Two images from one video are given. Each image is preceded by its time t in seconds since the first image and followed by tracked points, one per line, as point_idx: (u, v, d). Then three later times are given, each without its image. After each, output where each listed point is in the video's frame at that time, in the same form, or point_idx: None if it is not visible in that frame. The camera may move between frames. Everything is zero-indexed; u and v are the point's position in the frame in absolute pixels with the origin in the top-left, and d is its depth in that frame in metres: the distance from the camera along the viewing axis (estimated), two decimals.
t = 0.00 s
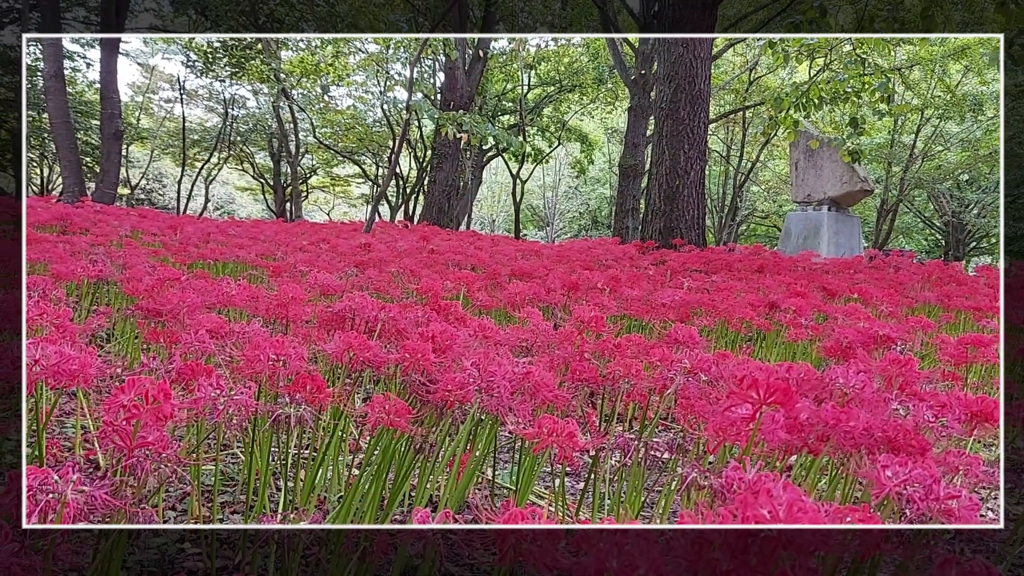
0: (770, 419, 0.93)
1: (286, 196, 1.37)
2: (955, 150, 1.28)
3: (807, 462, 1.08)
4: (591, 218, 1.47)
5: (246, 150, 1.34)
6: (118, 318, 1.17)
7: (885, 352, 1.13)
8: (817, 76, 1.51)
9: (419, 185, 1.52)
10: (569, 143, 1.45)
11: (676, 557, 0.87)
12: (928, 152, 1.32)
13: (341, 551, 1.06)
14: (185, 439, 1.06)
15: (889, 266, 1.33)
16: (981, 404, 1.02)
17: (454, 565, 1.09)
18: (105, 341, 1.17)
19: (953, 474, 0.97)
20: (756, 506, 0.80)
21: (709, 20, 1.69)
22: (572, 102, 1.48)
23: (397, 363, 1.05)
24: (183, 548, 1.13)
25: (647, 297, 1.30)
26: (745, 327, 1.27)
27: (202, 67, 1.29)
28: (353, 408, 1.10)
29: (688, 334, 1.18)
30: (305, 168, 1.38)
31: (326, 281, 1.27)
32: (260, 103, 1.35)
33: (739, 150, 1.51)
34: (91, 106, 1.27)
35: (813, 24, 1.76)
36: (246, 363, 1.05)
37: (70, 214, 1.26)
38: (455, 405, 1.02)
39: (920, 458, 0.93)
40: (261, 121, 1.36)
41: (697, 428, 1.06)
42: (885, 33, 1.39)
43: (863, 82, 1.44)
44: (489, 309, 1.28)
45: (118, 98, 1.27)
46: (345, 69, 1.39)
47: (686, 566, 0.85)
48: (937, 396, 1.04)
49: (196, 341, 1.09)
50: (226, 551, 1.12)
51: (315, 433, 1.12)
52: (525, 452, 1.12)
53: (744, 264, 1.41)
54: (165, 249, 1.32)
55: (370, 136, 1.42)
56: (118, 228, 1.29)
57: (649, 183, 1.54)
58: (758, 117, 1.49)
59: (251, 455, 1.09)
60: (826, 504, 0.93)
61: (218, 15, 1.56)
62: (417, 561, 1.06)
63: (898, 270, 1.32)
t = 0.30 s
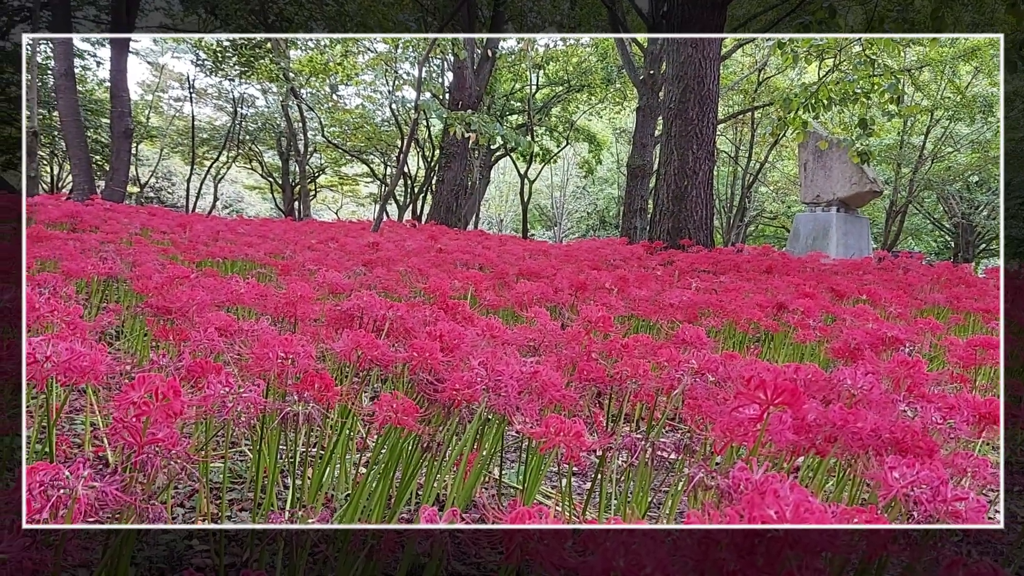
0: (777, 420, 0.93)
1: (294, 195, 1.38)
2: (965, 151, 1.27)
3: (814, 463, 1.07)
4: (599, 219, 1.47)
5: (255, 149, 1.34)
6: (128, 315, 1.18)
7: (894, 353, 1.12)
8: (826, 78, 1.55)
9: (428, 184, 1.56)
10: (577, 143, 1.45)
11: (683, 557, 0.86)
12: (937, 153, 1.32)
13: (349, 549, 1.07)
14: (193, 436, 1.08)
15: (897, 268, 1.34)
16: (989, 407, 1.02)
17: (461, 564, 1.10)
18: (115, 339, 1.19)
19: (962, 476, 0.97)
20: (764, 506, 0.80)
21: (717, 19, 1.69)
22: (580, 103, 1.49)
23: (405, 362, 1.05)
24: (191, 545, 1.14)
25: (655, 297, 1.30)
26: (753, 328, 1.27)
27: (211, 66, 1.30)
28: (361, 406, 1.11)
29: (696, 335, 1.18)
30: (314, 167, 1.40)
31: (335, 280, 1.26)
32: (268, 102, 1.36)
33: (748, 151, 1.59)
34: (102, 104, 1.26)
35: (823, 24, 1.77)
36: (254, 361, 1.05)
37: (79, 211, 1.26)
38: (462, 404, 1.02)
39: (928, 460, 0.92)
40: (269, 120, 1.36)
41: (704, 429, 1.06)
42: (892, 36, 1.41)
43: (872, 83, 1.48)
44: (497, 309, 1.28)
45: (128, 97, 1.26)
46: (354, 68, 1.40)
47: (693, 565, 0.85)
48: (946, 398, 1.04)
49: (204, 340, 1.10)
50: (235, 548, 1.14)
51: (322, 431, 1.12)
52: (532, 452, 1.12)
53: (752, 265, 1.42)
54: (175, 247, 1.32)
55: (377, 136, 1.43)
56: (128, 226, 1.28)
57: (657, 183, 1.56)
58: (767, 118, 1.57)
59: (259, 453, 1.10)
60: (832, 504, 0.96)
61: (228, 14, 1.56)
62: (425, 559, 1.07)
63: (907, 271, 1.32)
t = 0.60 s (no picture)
0: (794, 420, 0.93)
1: (311, 193, 1.37)
2: (986, 150, 1.30)
3: (833, 464, 1.05)
4: (616, 217, 1.48)
5: (273, 147, 1.33)
6: (147, 311, 1.18)
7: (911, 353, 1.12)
8: (846, 75, 1.51)
9: (444, 183, 1.49)
10: (594, 142, 1.45)
11: (699, 555, 0.87)
12: (958, 152, 1.33)
13: (364, 545, 1.08)
14: (210, 433, 1.06)
15: (917, 267, 1.35)
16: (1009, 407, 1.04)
17: (476, 563, 1.09)
18: (133, 334, 1.18)
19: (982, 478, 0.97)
20: (780, 507, 0.79)
21: (735, 17, 1.70)
22: (598, 100, 1.45)
23: (420, 360, 1.06)
24: (208, 540, 1.13)
25: (671, 296, 1.31)
26: (771, 327, 1.27)
27: (230, 65, 1.32)
28: (377, 404, 1.10)
29: (713, 335, 1.20)
30: (331, 165, 1.38)
31: (351, 278, 1.29)
32: (287, 100, 1.35)
33: (765, 150, 1.49)
34: (122, 103, 1.28)
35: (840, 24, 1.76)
36: (272, 358, 1.06)
37: (100, 209, 1.31)
38: (477, 403, 1.02)
39: (946, 461, 0.92)
40: (287, 118, 1.35)
41: (721, 428, 1.06)
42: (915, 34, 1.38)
43: (892, 81, 1.44)
44: (513, 307, 1.32)
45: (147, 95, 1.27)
46: (372, 67, 1.39)
47: (708, 564, 0.87)
48: (964, 398, 1.05)
49: (223, 336, 1.10)
50: (251, 544, 1.14)
51: (338, 428, 1.12)
52: (547, 450, 1.11)
53: (771, 264, 1.41)
54: (193, 244, 1.34)
55: (394, 134, 1.43)
56: (147, 223, 1.30)
57: (674, 181, 1.53)
58: (785, 117, 1.49)
59: (275, 448, 1.10)
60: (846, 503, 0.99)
61: (246, 12, 1.57)
62: (441, 557, 1.07)
63: (927, 271, 1.33)
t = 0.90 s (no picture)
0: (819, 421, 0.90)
1: (333, 194, 1.40)
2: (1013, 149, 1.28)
3: (855, 466, 1.06)
4: (636, 217, 1.45)
5: (295, 147, 1.37)
6: (171, 311, 1.20)
7: (937, 355, 1.11)
8: (870, 74, 1.49)
9: (465, 183, 1.51)
10: (615, 141, 1.46)
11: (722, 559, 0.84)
12: (983, 150, 1.33)
13: (385, 545, 1.07)
14: (233, 432, 1.08)
15: (942, 267, 1.35)
16: None
17: (497, 563, 1.09)
18: (156, 335, 1.20)
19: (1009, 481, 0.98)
20: (804, 509, 0.77)
21: (758, 14, 1.68)
22: (618, 100, 1.50)
23: (441, 360, 1.06)
24: (231, 539, 1.15)
25: (693, 296, 1.30)
26: (794, 328, 1.27)
27: (253, 66, 1.34)
28: (398, 404, 1.10)
29: (734, 335, 1.18)
30: (353, 165, 1.41)
31: (373, 279, 1.29)
32: (308, 101, 1.39)
33: (787, 149, 1.55)
34: (147, 104, 1.31)
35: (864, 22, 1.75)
36: (294, 358, 1.06)
37: (125, 210, 1.31)
38: (497, 403, 1.03)
39: (974, 465, 0.90)
40: (309, 119, 1.39)
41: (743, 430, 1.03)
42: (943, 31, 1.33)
43: (917, 80, 1.42)
44: (534, 307, 1.32)
45: (172, 97, 1.30)
46: (393, 68, 1.40)
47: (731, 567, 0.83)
48: (993, 401, 1.03)
49: (245, 336, 1.11)
50: (273, 543, 1.14)
51: (360, 428, 1.13)
52: (568, 451, 1.12)
53: (793, 264, 1.41)
54: (216, 245, 1.36)
55: (416, 134, 1.43)
56: (171, 224, 1.33)
57: (696, 182, 1.52)
58: (809, 116, 1.55)
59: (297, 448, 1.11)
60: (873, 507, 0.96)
61: (270, 14, 1.57)
62: (461, 558, 1.07)
63: (953, 271, 1.34)
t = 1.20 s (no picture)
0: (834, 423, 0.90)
1: (347, 194, 1.43)
2: None
3: (870, 468, 1.05)
4: (650, 217, 1.48)
5: (309, 148, 1.37)
6: (186, 312, 1.22)
7: (955, 356, 1.10)
8: (886, 73, 1.52)
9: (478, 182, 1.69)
10: (628, 142, 1.45)
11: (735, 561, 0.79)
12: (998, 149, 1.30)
13: (398, 544, 1.04)
14: (247, 430, 1.08)
15: (959, 268, 1.35)
16: None
17: (510, 563, 1.09)
18: (170, 334, 1.20)
19: None
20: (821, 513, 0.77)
21: (772, 15, 1.69)
22: (632, 99, 1.55)
23: (454, 360, 1.05)
24: (245, 539, 1.15)
25: (707, 297, 1.29)
26: (808, 328, 1.25)
27: (267, 67, 1.32)
28: (410, 404, 1.10)
29: (749, 335, 1.16)
30: (366, 166, 1.44)
31: (386, 278, 1.29)
32: (322, 101, 1.39)
33: (802, 149, 1.58)
34: (162, 105, 1.30)
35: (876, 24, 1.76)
36: (307, 357, 1.05)
37: (140, 210, 1.33)
38: (511, 404, 1.01)
39: (991, 466, 0.89)
40: (324, 119, 1.39)
41: (757, 431, 1.02)
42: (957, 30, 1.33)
43: (932, 79, 1.45)
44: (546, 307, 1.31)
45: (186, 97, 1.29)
46: (406, 68, 1.43)
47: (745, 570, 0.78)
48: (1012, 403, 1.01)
49: (259, 336, 1.10)
50: (287, 543, 1.15)
51: (373, 428, 1.13)
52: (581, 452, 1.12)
53: (807, 264, 1.41)
54: (231, 245, 1.38)
55: (429, 136, 1.49)
56: (186, 223, 1.35)
57: (708, 181, 1.64)
58: (823, 115, 1.59)
59: (311, 448, 1.11)
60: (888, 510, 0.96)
61: (284, 15, 1.60)
62: (474, 558, 1.06)
63: (969, 271, 1.33)
